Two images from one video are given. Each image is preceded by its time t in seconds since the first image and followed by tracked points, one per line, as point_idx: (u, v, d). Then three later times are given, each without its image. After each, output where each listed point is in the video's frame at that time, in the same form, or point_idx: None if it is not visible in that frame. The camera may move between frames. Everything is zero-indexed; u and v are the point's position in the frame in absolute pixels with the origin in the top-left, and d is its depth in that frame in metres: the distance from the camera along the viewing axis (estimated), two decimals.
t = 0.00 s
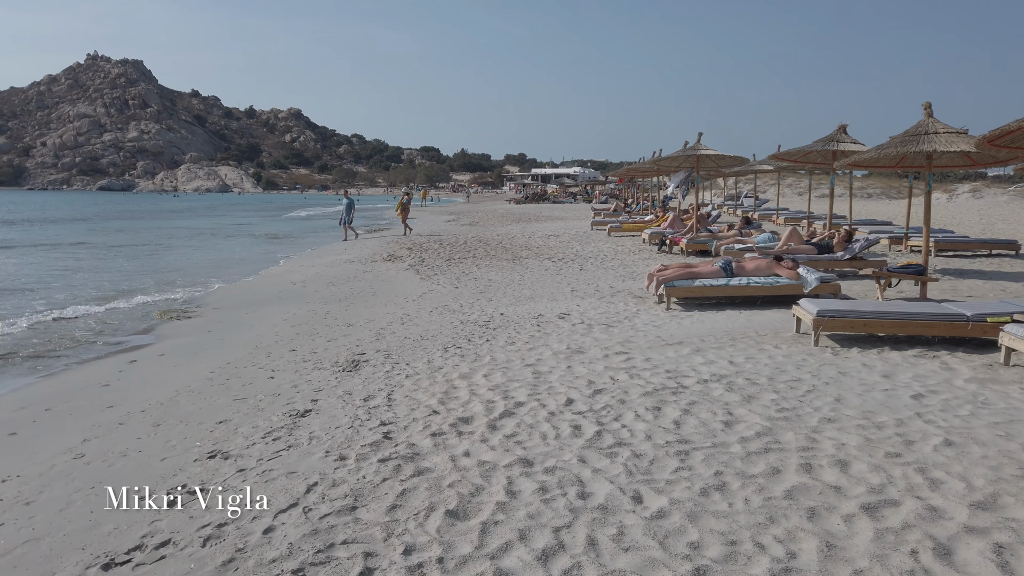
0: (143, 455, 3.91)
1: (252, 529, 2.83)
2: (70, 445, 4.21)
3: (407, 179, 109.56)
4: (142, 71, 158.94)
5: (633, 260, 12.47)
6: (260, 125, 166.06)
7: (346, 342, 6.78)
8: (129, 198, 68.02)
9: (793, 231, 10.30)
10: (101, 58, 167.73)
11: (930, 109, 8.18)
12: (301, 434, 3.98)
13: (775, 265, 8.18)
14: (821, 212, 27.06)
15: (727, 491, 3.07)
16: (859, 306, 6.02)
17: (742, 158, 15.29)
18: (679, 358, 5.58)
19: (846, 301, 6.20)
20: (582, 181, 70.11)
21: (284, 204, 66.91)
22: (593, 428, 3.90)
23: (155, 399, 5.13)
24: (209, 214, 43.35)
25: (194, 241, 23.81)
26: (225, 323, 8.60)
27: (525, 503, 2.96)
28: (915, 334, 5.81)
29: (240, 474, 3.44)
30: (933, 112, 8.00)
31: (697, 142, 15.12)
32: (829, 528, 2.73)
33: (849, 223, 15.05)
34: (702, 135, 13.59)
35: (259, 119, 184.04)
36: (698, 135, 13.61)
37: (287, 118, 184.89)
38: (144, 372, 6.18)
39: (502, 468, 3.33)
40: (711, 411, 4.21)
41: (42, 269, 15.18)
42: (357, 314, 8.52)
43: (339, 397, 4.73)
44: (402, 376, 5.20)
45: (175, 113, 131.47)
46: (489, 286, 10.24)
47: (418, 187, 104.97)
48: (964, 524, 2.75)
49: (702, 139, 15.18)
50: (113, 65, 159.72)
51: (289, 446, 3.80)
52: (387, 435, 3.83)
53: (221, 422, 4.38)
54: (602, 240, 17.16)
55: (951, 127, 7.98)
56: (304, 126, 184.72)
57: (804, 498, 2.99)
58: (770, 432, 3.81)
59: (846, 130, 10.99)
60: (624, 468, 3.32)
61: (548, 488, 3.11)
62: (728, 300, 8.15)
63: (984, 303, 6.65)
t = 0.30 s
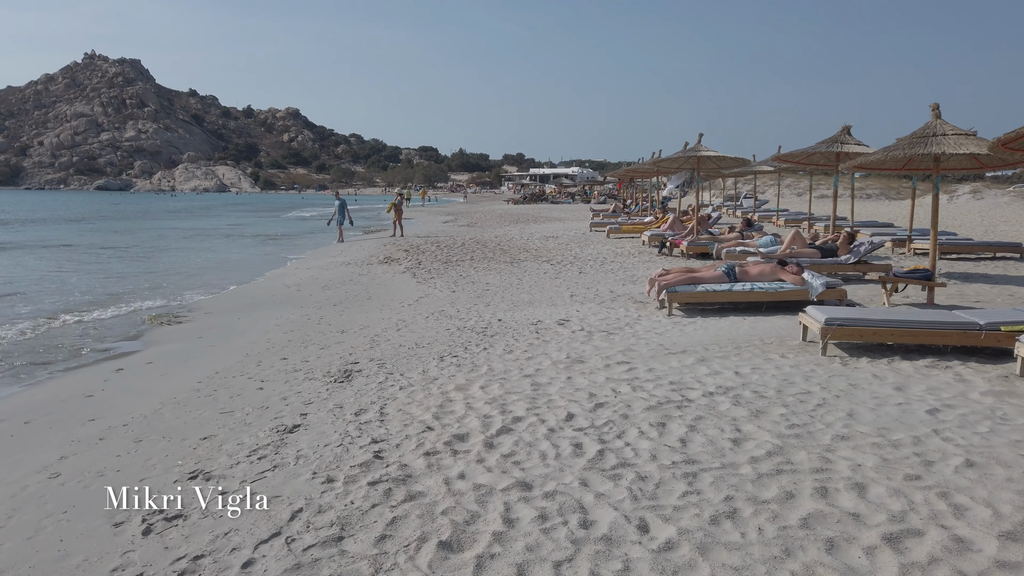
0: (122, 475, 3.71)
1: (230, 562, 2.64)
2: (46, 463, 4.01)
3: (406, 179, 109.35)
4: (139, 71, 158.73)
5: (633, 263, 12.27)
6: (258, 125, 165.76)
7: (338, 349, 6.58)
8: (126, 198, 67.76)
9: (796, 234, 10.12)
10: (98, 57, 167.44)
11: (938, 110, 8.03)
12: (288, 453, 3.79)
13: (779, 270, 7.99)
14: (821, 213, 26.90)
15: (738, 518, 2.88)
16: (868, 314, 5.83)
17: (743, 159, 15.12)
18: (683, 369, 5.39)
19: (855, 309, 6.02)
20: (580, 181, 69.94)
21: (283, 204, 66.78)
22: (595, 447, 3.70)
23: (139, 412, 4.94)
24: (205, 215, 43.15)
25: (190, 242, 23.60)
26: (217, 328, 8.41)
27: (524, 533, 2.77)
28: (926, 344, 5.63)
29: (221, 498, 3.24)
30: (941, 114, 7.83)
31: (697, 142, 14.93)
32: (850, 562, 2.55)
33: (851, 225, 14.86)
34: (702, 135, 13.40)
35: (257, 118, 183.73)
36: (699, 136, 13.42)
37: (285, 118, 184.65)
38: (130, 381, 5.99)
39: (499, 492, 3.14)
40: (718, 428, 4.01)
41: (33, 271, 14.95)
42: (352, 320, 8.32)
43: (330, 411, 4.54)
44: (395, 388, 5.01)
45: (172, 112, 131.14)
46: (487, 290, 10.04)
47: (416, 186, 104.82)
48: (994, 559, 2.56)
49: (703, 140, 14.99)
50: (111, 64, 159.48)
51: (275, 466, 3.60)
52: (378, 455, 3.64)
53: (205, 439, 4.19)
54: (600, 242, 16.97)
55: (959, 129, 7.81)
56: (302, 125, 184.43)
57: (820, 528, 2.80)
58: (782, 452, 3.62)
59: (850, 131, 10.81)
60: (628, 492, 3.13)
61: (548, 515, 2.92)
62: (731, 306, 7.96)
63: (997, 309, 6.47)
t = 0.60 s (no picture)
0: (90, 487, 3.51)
1: None
2: (12, 473, 3.80)
3: (403, 179, 109.10)
4: (135, 71, 158.39)
5: (631, 262, 12.08)
6: (255, 125, 165.41)
7: (326, 352, 6.37)
8: (121, 198, 67.46)
9: (796, 232, 9.94)
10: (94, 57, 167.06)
11: (943, 106, 7.87)
12: (267, 463, 3.59)
13: (780, 269, 7.80)
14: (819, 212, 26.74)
15: (745, 535, 2.69)
16: (874, 314, 5.65)
17: (741, 157, 14.94)
18: (683, 371, 5.20)
19: (860, 309, 5.84)
20: (577, 181, 69.79)
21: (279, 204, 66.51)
22: (592, 456, 3.51)
23: (116, 418, 4.73)
24: (201, 215, 42.95)
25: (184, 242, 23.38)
26: (204, 329, 8.20)
27: (515, 552, 2.57)
28: (935, 345, 5.44)
29: (192, 513, 3.04)
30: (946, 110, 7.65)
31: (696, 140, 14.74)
32: None
33: (851, 224, 14.69)
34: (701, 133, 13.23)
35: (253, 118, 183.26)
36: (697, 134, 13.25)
37: (282, 118, 184.34)
38: (110, 385, 5.78)
39: (489, 507, 2.94)
40: (721, 435, 3.82)
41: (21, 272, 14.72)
42: (343, 321, 8.11)
43: (314, 417, 4.33)
44: (384, 392, 4.81)
45: (168, 112, 130.74)
46: (482, 291, 9.84)
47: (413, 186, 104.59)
48: None
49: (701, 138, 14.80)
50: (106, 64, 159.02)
51: (252, 477, 3.40)
52: (362, 464, 3.44)
53: (181, 447, 3.99)
54: (598, 241, 16.78)
55: (964, 125, 7.64)
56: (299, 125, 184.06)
57: (833, 546, 2.61)
58: (789, 461, 3.43)
59: (851, 128, 10.63)
60: (627, 506, 2.94)
61: (541, 532, 2.72)
62: (731, 306, 7.78)
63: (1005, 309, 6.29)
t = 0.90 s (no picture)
0: (46, 512, 3.29)
1: None
2: None
3: (399, 179, 108.85)
4: (131, 70, 158.07)
5: (627, 265, 11.88)
6: (251, 125, 164.97)
7: (310, 361, 6.15)
8: (116, 198, 67.10)
9: (795, 235, 9.73)
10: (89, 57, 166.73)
11: (945, 105, 7.67)
12: (236, 486, 3.37)
13: (779, 273, 7.60)
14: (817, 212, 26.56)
15: (747, 572, 2.47)
16: (878, 322, 5.44)
17: (738, 157, 14.75)
18: (680, 382, 4.98)
19: (863, 315, 5.63)
20: (574, 181, 69.61)
21: (274, 205, 66.28)
22: (582, 478, 3.29)
23: (85, 434, 4.51)
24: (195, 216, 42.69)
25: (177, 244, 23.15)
26: (188, 336, 7.97)
27: None
28: (942, 354, 5.23)
29: (152, 546, 2.83)
30: (949, 108, 7.45)
31: (692, 140, 14.53)
32: None
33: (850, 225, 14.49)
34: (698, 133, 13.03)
35: (249, 118, 182.74)
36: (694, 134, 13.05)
37: (278, 118, 183.99)
38: (85, 395, 5.56)
39: (470, 539, 2.72)
40: (721, 454, 3.60)
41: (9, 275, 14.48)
42: (330, 327, 7.88)
43: (290, 434, 4.11)
44: (366, 406, 4.58)
45: (164, 112, 130.34)
46: (475, 294, 9.63)
47: (410, 186, 104.36)
48: None
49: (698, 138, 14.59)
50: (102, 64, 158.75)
51: (219, 504, 3.18)
52: (336, 489, 3.22)
53: (149, 468, 3.77)
54: (594, 242, 16.57)
55: (968, 125, 7.44)
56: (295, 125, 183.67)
57: None
58: (792, 484, 3.21)
59: (850, 128, 10.43)
60: (619, 537, 2.72)
61: (525, 569, 2.51)
62: (730, 311, 7.57)
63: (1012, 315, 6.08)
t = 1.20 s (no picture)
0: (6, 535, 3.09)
1: None
2: None
3: (396, 180, 108.67)
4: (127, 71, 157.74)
5: (624, 267, 11.69)
6: (248, 126, 164.66)
7: (297, 368, 5.94)
8: (112, 199, 66.80)
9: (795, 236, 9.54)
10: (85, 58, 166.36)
11: (950, 104, 7.49)
12: (210, 507, 3.17)
13: (781, 276, 7.41)
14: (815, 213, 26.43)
15: None
16: (885, 327, 5.26)
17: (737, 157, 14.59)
18: (681, 391, 4.79)
19: (869, 320, 5.44)
20: (571, 181, 69.47)
21: (271, 206, 66.04)
22: (578, 497, 3.10)
23: (57, 447, 4.30)
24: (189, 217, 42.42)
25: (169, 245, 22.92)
26: (174, 341, 7.75)
27: None
28: (951, 360, 5.05)
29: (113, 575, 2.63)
30: (955, 107, 7.28)
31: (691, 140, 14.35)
32: None
33: (850, 226, 14.32)
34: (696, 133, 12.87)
35: (246, 119, 182.53)
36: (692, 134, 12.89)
37: (275, 118, 183.70)
38: (61, 405, 5.35)
39: (457, 568, 2.52)
40: (725, 470, 3.41)
41: None
42: (320, 331, 7.68)
43: (271, 448, 3.91)
44: (352, 416, 4.38)
45: (161, 113, 130.00)
46: (469, 297, 9.43)
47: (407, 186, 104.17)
48: None
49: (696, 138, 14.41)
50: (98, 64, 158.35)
51: (190, 526, 2.98)
52: (316, 510, 3.02)
53: (119, 485, 3.58)
54: (591, 244, 16.39)
55: (973, 124, 7.27)
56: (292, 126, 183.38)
57: None
58: (803, 504, 3.02)
59: (852, 128, 10.25)
60: (618, 565, 2.53)
61: None
62: (730, 315, 7.39)
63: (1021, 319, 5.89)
